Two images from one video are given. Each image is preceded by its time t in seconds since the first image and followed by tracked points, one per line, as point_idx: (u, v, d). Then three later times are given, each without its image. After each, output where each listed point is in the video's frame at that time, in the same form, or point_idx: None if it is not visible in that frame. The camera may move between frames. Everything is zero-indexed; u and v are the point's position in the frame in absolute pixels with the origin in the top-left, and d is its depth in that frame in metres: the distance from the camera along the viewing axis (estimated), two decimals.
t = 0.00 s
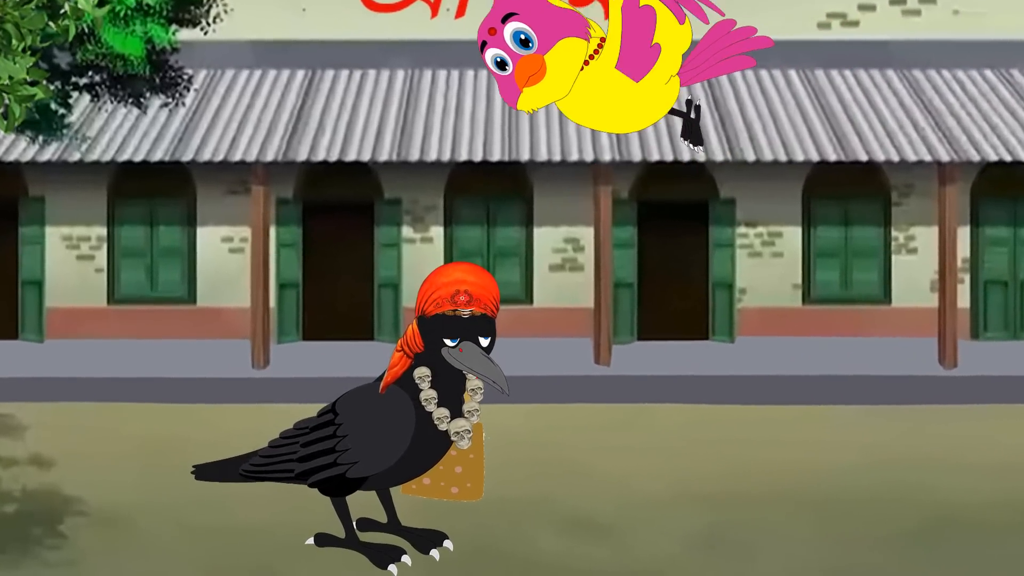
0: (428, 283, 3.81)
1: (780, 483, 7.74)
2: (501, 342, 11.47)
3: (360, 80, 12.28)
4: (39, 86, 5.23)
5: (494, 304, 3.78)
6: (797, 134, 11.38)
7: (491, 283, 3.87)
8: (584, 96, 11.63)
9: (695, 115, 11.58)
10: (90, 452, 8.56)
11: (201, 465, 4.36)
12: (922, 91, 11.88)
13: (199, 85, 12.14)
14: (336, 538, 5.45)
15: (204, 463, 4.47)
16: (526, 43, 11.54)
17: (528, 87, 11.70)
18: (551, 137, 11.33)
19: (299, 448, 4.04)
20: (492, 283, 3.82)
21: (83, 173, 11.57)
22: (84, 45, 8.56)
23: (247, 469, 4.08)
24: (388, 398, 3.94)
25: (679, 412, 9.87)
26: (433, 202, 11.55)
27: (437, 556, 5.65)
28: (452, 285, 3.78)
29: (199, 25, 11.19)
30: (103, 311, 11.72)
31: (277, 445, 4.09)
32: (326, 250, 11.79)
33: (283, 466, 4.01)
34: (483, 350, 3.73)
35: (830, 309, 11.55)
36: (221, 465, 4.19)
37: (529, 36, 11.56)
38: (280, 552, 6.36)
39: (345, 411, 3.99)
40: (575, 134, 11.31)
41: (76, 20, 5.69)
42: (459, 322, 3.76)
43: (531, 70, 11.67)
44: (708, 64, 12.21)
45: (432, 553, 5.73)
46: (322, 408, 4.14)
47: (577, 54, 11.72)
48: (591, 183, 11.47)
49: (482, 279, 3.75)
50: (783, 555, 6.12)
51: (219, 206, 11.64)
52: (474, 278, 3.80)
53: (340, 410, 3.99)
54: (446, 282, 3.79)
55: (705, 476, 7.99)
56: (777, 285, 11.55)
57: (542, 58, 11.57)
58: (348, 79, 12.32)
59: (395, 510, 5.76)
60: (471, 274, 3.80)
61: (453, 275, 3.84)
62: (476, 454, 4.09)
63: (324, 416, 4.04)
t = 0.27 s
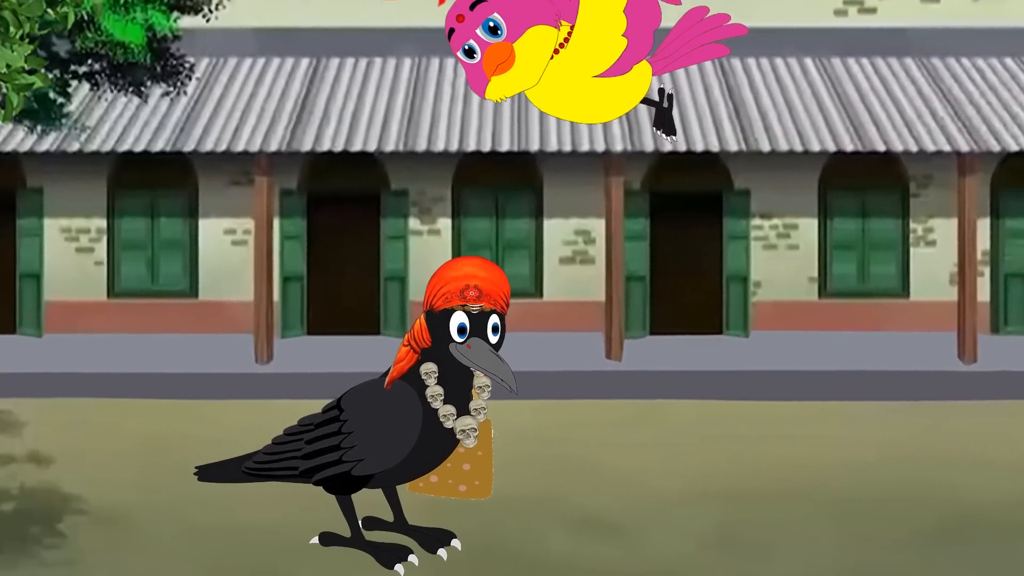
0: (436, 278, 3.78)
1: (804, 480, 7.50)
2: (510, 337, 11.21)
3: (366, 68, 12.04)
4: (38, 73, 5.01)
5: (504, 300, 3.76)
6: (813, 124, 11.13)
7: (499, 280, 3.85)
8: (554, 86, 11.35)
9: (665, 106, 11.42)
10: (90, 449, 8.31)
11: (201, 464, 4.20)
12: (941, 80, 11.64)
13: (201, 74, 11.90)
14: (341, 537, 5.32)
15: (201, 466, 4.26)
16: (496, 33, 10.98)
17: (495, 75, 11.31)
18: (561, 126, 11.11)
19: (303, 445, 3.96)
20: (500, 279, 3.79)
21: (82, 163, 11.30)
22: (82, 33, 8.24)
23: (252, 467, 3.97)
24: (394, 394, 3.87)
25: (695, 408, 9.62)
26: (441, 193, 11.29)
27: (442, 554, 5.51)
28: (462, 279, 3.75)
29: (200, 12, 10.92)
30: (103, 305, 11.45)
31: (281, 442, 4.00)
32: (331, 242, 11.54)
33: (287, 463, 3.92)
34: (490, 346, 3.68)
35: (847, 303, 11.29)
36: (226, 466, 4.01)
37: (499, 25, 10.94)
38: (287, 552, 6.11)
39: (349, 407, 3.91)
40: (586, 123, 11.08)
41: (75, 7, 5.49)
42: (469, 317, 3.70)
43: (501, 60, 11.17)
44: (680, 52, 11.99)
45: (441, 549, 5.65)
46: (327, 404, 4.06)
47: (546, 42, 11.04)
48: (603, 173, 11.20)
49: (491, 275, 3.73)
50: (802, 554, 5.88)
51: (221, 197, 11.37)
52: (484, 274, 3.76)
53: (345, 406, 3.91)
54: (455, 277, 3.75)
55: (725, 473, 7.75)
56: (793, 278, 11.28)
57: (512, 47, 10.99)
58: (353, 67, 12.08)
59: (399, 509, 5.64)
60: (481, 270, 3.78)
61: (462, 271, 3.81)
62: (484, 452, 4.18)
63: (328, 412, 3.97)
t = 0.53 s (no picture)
0: (447, 272, 3.72)
1: (826, 478, 7.26)
2: (519, 332, 10.96)
3: (371, 57, 11.82)
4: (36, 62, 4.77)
5: (514, 297, 3.70)
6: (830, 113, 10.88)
7: (510, 276, 3.78)
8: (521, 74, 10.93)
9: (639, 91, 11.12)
10: (90, 446, 8.06)
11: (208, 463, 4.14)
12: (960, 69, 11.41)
13: (203, 62, 11.67)
14: (344, 535, 5.02)
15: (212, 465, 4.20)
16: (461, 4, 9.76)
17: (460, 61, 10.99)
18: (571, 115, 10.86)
19: (308, 442, 3.87)
20: (510, 274, 3.73)
21: (81, 153, 11.04)
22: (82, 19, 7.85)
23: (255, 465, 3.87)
24: (399, 390, 3.80)
25: (710, 404, 9.39)
26: (449, 184, 11.03)
27: (450, 555, 5.21)
28: (471, 274, 3.69)
29: None
30: (103, 299, 11.20)
31: (285, 440, 3.91)
32: (337, 234, 11.30)
33: (290, 461, 3.83)
34: (498, 344, 3.61)
35: (863, 296, 11.00)
36: (231, 465, 3.93)
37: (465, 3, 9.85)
38: (295, 551, 5.86)
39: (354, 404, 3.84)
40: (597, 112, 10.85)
41: None
42: (477, 313, 3.62)
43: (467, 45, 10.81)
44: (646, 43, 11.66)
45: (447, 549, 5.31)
46: (332, 400, 3.97)
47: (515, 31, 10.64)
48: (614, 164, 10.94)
49: (501, 271, 3.67)
50: (815, 554, 5.64)
51: (224, 188, 11.12)
52: (495, 269, 3.70)
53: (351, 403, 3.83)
54: (465, 271, 3.70)
55: (744, 470, 7.52)
56: (809, 272, 11.01)
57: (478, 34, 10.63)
58: (359, 56, 11.86)
59: (406, 506, 5.34)
60: (491, 265, 3.72)
61: (472, 266, 3.75)
62: (492, 449, 3.98)
63: (333, 409, 3.88)
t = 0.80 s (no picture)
0: (455, 266, 3.56)
1: (850, 475, 7.03)
2: (529, 326, 10.73)
3: (377, 46, 11.60)
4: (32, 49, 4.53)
5: (524, 294, 3.54)
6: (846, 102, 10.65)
7: (520, 271, 3.62)
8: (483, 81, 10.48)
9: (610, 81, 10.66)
10: (90, 443, 7.82)
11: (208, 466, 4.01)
12: (979, 57, 11.19)
13: (205, 50, 11.45)
14: (349, 534, 4.93)
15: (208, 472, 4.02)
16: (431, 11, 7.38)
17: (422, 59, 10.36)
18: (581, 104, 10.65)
19: (313, 439, 3.72)
20: (520, 270, 3.57)
21: (80, 143, 10.79)
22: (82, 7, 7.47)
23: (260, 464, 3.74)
24: (405, 385, 3.63)
25: (726, 399, 9.15)
26: (456, 175, 10.78)
27: (458, 554, 5.08)
28: (481, 269, 3.52)
29: None
30: (102, 293, 10.96)
31: (290, 437, 3.77)
32: (342, 227, 11.07)
33: (294, 459, 3.69)
34: (507, 340, 3.45)
35: (879, 290, 10.78)
36: (235, 465, 3.81)
37: None
38: (304, 551, 5.63)
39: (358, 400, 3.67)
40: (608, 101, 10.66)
41: None
42: (486, 309, 3.46)
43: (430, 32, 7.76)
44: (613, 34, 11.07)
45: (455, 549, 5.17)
46: (339, 396, 3.82)
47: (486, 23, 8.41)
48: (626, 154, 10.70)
49: (512, 265, 3.50)
50: (848, 555, 5.41)
51: (226, 180, 10.87)
52: (505, 264, 3.54)
53: (356, 399, 3.66)
54: (474, 266, 3.53)
55: (764, 466, 7.30)
56: (824, 265, 10.77)
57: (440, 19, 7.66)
58: (364, 44, 11.64)
59: (412, 505, 5.28)
60: (502, 260, 3.55)
61: (481, 260, 3.58)
62: (500, 446, 4.12)
63: (338, 405, 3.71)
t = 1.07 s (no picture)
0: (464, 260, 3.39)
1: (875, 472, 6.80)
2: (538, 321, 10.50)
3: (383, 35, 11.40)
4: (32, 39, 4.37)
5: (535, 290, 3.35)
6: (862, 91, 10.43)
7: (533, 267, 3.43)
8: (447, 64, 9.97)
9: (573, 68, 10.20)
10: (90, 440, 7.59)
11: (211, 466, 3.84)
12: (998, 47, 11.01)
13: (207, 40, 11.24)
14: (354, 532, 4.78)
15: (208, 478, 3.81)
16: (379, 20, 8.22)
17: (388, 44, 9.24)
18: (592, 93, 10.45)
19: (317, 436, 3.53)
20: (532, 265, 3.38)
21: (78, 134, 10.56)
22: None
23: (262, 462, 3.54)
24: (413, 380, 3.47)
25: (741, 394, 8.92)
26: (463, 166, 10.54)
27: (466, 555, 4.90)
28: (491, 263, 3.35)
29: None
30: (102, 287, 10.72)
31: (293, 434, 3.58)
32: (347, 219, 10.84)
33: (296, 456, 3.50)
34: (516, 337, 3.29)
35: (896, 283, 10.55)
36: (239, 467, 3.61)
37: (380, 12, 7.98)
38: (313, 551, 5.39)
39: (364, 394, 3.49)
40: (619, 91, 10.47)
41: None
42: (495, 305, 3.31)
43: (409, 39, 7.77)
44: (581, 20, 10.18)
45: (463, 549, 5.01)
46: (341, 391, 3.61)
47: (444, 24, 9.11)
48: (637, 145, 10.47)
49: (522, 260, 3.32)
50: (881, 556, 5.17)
51: (228, 171, 10.63)
52: (516, 259, 3.36)
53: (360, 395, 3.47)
54: (484, 260, 3.35)
55: (784, 463, 7.07)
56: (840, 258, 10.55)
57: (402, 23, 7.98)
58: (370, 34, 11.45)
59: (419, 505, 5.09)
60: (513, 255, 3.37)
61: (492, 255, 3.41)
62: (509, 444, 3.75)
63: (344, 401, 3.54)
